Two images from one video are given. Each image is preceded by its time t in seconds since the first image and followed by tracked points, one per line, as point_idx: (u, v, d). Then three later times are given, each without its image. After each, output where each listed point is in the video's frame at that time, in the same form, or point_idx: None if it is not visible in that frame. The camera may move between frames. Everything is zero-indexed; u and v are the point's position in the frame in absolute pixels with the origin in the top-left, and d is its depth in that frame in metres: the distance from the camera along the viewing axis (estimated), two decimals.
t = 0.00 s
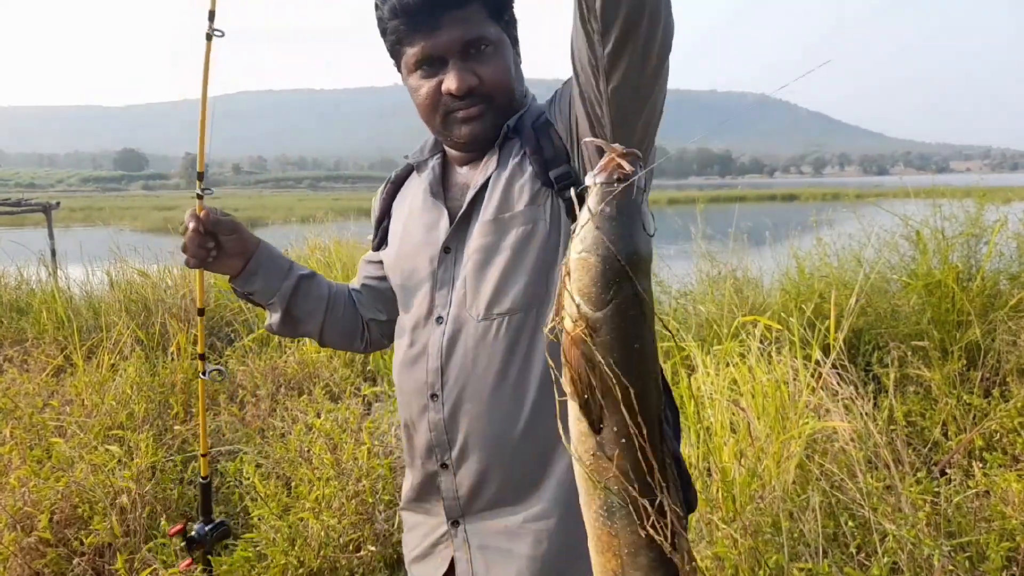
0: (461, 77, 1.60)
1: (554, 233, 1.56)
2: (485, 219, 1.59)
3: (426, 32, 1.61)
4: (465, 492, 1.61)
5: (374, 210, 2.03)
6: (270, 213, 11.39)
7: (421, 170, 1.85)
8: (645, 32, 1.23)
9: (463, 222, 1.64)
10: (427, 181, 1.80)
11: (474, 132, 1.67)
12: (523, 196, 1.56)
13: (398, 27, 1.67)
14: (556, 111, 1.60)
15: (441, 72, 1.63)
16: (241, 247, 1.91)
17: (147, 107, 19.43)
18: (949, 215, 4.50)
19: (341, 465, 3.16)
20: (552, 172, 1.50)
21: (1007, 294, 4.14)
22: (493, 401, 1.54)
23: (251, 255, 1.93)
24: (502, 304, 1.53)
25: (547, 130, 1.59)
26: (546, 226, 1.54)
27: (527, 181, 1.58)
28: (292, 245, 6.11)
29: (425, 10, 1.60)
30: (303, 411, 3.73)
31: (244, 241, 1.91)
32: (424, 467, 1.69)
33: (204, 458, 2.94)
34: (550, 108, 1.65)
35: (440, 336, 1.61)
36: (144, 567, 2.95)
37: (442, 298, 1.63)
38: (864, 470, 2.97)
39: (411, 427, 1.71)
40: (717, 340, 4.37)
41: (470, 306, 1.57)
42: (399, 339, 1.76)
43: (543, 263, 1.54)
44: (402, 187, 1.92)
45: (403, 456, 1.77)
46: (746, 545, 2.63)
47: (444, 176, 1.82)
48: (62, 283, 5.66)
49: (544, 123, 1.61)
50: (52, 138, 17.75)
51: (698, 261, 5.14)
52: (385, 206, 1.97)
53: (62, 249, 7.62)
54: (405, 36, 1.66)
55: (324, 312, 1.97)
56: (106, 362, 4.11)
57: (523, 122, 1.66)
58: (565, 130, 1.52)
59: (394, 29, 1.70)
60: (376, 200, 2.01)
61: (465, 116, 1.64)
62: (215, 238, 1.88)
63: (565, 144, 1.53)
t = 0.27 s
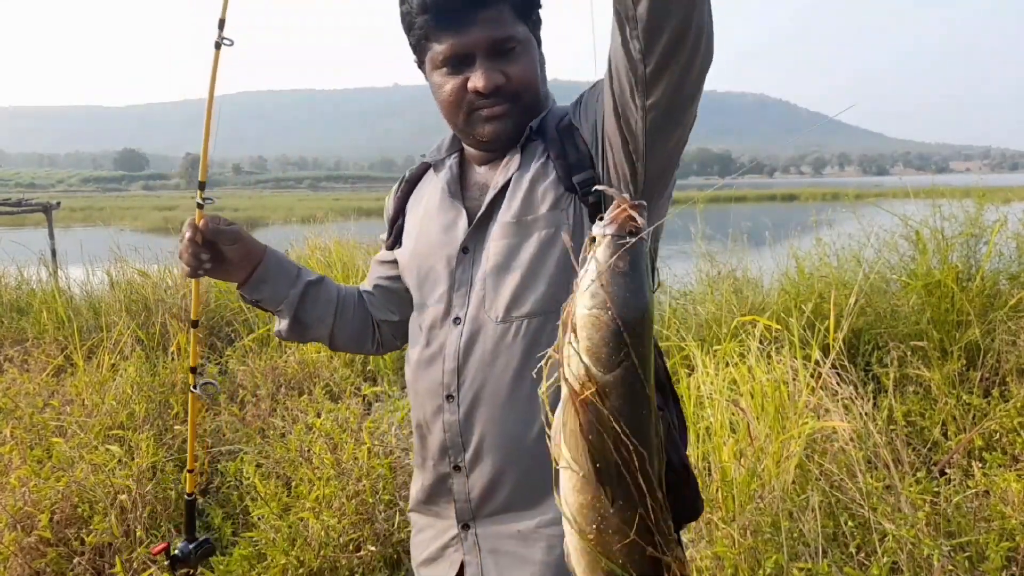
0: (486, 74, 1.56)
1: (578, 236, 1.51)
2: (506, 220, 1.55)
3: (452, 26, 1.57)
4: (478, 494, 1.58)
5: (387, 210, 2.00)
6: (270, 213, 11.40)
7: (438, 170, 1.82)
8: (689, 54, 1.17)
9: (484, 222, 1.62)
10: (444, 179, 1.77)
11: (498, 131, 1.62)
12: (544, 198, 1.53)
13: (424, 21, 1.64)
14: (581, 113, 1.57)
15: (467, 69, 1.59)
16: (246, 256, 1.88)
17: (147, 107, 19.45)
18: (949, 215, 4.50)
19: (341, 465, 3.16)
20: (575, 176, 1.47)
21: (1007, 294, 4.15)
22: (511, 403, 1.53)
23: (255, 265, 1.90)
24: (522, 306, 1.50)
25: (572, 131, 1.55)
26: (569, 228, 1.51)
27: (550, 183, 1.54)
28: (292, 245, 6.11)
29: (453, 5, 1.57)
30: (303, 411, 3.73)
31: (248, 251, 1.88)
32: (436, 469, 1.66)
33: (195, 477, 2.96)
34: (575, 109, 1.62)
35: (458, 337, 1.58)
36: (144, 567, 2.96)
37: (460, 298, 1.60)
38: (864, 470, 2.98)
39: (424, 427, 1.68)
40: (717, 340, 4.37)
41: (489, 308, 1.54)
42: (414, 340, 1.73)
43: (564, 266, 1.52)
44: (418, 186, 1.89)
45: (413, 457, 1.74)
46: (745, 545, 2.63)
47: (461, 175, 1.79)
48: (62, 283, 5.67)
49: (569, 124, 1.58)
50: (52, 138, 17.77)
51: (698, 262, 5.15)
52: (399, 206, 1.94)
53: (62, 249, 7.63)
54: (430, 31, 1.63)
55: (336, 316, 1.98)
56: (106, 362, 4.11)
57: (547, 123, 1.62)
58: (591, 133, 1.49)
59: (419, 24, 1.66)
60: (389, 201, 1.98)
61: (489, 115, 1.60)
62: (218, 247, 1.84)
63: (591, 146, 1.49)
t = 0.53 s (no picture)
0: (496, 79, 1.48)
1: (590, 242, 1.43)
2: (514, 226, 1.47)
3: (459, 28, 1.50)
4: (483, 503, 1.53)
5: (393, 211, 1.91)
6: (270, 213, 11.42)
7: (444, 171, 1.73)
8: (716, 110, 1.14)
9: (490, 225, 1.52)
10: (450, 181, 1.68)
11: (507, 136, 1.55)
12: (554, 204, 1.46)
13: (434, 22, 1.57)
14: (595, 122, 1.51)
15: (477, 72, 1.52)
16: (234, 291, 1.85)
17: (146, 108, 19.46)
18: (949, 215, 4.49)
19: (341, 465, 3.16)
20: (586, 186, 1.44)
21: (1007, 294, 4.15)
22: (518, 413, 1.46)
23: (248, 299, 1.86)
24: (530, 315, 1.42)
25: (583, 140, 1.51)
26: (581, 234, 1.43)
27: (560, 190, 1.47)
28: (292, 245, 6.10)
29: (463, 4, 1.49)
30: (303, 411, 3.73)
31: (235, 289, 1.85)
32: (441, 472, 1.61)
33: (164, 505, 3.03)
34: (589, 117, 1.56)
35: (461, 344, 1.50)
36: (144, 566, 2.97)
37: (465, 303, 1.52)
38: (864, 470, 2.97)
39: (429, 429, 1.62)
40: (717, 341, 4.36)
41: (495, 315, 1.46)
42: (418, 343, 1.65)
43: (574, 273, 1.42)
44: (423, 188, 1.80)
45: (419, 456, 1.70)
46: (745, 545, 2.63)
47: (468, 176, 1.70)
48: (62, 283, 5.67)
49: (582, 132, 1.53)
50: (52, 139, 17.77)
51: (698, 262, 5.15)
52: (403, 208, 1.85)
53: (63, 249, 7.64)
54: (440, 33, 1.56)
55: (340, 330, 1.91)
56: (106, 362, 4.11)
57: (559, 129, 1.56)
58: (604, 143, 1.45)
59: (429, 25, 1.59)
60: (395, 202, 1.90)
61: (498, 121, 1.53)
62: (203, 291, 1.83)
63: (603, 156, 1.45)
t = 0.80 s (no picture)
0: (506, 83, 1.47)
1: (599, 249, 1.42)
2: (522, 230, 1.47)
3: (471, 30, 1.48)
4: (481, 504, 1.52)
5: (399, 206, 1.90)
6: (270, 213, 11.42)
7: (452, 170, 1.71)
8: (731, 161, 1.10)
9: (498, 226, 1.52)
10: (459, 181, 1.66)
11: (513, 140, 1.55)
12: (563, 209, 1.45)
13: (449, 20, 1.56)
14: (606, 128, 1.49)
15: (486, 75, 1.51)
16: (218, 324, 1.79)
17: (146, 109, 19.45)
18: (949, 215, 4.49)
19: (341, 465, 3.16)
20: (596, 193, 1.42)
21: (1007, 294, 4.15)
22: (521, 415, 1.45)
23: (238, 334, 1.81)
24: (535, 318, 1.41)
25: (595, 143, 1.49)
26: (589, 242, 1.42)
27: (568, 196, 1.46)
28: (292, 245, 6.10)
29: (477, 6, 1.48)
30: (304, 411, 3.73)
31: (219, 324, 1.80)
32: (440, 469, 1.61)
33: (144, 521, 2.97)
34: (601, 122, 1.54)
35: (466, 344, 1.50)
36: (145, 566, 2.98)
37: (470, 303, 1.51)
38: (864, 470, 2.98)
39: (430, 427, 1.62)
40: (718, 341, 4.36)
41: (500, 316, 1.45)
42: (421, 343, 1.65)
43: (582, 278, 1.41)
44: (431, 185, 1.79)
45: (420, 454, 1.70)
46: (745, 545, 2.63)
47: (476, 175, 1.68)
48: (62, 283, 5.67)
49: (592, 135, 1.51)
50: (51, 139, 17.77)
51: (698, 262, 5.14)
52: (410, 204, 1.83)
53: (63, 249, 7.63)
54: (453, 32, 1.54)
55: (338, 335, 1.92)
56: (106, 362, 4.11)
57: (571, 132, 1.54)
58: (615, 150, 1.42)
59: (444, 22, 1.58)
60: (402, 198, 1.88)
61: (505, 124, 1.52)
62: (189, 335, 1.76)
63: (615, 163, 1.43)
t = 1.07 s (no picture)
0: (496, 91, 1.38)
1: (600, 259, 1.38)
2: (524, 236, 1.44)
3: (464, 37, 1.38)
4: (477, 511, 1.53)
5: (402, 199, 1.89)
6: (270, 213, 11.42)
7: (455, 169, 1.67)
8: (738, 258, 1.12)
9: (497, 230, 1.50)
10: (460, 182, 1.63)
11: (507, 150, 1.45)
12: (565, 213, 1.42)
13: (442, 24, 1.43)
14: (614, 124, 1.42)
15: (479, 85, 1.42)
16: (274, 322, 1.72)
17: (146, 109, 19.46)
18: (949, 215, 4.48)
19: (341, 465, 3.16)
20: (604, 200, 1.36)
21: (1007, 294, 4.15)
22: (517, 421, 1.44)
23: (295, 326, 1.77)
24: (533, 327, 1.40)
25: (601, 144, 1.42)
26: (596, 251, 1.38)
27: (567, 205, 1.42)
28: (292, 245, 6.10)
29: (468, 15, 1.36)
30: (303, 411, 3.73)
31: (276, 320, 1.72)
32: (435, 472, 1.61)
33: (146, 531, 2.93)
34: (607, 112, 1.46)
35: (463, 347, 1.50)
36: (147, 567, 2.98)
37: (467, 305, 1.51)
38: (864, 470, 2.98)
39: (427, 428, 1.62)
40: (718, 341, 4.36)
41: (499, 322, 1.44)
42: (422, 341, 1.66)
43: (582, 289, 1.38)
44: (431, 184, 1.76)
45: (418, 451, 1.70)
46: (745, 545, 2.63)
47: (480, 176, 1.64)
48: (62, 283, 5.67)
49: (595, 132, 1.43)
50: (51, 138, 17.75)
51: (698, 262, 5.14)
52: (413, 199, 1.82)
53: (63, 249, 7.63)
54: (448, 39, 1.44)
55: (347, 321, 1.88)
56: (106, 362, 4.11)
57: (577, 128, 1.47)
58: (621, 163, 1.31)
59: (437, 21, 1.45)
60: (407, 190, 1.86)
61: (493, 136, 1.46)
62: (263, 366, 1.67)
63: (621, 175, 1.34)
